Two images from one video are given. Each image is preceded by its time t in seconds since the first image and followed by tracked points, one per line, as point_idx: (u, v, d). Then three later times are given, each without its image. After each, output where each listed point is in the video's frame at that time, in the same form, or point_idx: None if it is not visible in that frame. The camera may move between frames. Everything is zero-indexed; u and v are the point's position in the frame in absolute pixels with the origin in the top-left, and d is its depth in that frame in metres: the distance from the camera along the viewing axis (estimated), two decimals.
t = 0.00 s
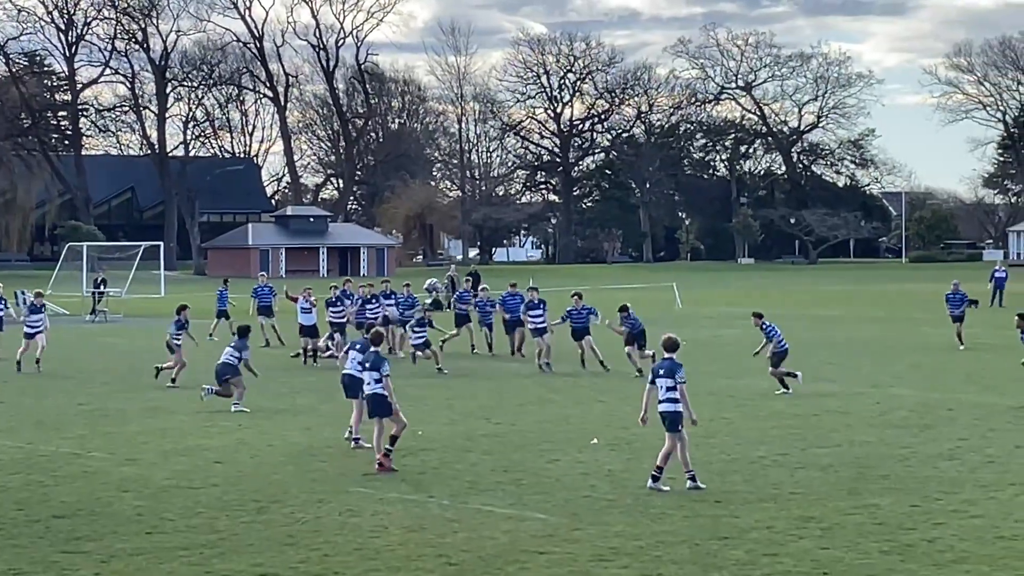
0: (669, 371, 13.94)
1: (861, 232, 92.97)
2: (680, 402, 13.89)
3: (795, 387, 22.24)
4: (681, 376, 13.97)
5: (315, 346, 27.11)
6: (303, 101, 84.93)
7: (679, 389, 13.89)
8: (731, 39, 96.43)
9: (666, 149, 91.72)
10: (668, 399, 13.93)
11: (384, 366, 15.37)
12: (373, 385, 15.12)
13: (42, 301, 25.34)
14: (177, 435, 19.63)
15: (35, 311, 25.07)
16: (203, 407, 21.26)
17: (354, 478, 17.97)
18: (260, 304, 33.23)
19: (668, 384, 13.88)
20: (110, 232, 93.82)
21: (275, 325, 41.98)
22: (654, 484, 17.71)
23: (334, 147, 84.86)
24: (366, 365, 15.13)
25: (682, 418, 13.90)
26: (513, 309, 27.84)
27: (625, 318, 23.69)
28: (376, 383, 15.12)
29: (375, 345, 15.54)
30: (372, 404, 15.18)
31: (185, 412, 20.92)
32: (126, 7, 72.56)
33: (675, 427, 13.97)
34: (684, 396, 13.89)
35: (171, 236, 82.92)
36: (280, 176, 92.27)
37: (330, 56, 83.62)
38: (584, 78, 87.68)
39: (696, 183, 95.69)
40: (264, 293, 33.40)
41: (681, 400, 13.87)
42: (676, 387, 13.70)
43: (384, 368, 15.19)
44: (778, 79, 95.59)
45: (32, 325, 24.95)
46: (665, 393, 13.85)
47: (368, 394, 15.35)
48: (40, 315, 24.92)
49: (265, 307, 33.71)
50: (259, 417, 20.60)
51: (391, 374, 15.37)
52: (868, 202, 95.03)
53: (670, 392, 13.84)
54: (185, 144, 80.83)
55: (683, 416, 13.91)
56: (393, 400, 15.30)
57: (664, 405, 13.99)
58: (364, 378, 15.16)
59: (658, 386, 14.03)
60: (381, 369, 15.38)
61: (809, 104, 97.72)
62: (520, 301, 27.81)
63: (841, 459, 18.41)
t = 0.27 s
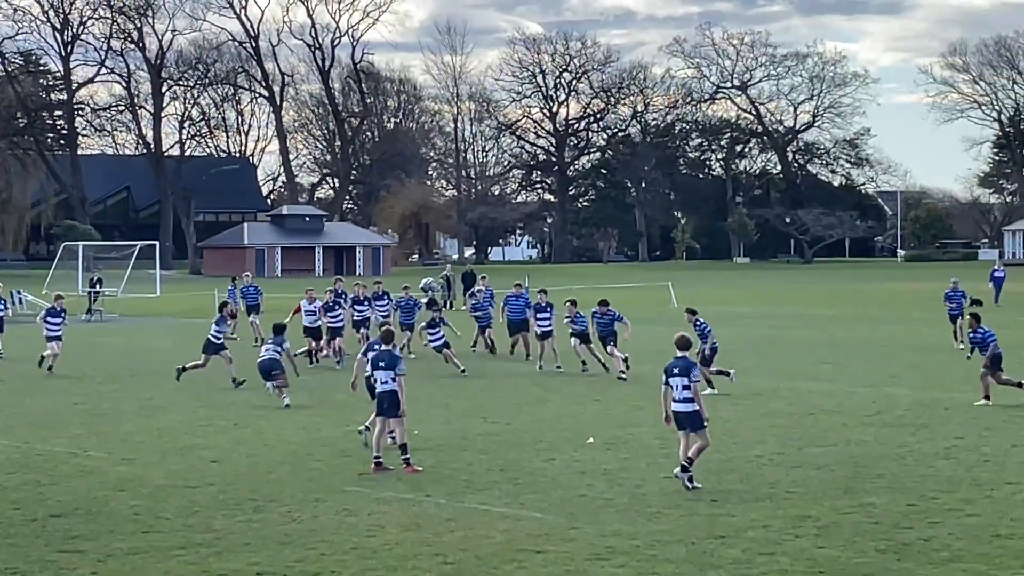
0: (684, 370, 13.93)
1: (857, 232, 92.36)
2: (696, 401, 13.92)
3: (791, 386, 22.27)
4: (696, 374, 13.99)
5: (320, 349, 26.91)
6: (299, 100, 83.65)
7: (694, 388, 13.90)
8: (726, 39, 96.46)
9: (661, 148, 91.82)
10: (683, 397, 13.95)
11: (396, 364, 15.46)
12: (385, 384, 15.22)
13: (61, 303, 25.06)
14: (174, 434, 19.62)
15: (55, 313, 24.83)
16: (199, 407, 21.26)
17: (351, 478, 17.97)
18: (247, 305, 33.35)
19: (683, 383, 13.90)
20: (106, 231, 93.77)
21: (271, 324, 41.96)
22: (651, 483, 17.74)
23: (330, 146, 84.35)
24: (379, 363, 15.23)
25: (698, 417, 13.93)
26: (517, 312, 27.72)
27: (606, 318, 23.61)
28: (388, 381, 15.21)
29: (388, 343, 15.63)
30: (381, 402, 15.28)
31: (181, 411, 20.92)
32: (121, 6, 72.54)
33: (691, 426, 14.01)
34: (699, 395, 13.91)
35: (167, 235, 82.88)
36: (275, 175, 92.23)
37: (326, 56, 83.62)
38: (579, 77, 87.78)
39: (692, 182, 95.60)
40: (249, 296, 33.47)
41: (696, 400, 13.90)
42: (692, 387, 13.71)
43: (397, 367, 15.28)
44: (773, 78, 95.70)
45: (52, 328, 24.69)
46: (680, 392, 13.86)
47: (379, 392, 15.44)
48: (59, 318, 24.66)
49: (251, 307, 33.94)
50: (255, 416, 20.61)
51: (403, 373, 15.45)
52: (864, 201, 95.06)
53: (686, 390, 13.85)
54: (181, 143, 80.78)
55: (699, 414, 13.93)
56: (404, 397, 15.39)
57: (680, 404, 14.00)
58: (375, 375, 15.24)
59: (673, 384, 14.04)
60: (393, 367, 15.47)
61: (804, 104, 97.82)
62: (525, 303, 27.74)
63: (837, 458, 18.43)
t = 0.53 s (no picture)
0: (700, 369, 13.90)
1: (855, 229, 93.15)
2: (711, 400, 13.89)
3: (790, 384, 22.28)
4: (711, 375, 13.95)
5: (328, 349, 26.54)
6: (299, 99, 83.24)
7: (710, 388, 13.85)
8: (725, 36, 96.47)
9: (660, 147, 91.95)
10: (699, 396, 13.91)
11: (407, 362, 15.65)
12: (396, 381, 15.42)
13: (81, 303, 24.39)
14: (174, 433, 19.62)
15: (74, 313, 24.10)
16: (199, 405, 21.26)
17: (351, 476, 17.97)
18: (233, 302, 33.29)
19: (698, 382, 13.84)
20: (104, 230, 93.75)
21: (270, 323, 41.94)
22: (650, 481, 17.76)
23: (329, 144, 83.66)
24: (390, 361, 15.41)
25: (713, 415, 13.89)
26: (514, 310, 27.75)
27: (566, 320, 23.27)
28: (398, 380, 15.39)
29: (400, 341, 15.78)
30: (393, 399, 15.46)
31: (181, 409, 20.92)
32: (121, 4, 72.45)
33: (703, 423, 13.98)
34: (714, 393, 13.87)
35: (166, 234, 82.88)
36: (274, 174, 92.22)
37: (325, 54, 83.54)
38: (579, 75, 87.74)
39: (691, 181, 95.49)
40: (236, 294, 33.53)
41: (710, 398, 13.88)
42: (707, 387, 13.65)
43: (409, 365, 15.49)
44: (772, 76, 95.70)
45: (74, 327, 24.00)
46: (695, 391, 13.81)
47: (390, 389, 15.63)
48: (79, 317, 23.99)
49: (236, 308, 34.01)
50: (255, 415, 20.59)
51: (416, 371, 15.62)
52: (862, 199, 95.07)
53: (701, 388, 13.78)
54: (180, 142, 80.72)
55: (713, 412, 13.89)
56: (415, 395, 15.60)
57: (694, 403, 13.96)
58: (386, 374, 15.43)
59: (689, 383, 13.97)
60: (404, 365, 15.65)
61: (803, 102, 97.81)
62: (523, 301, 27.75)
63: (836, 456, 18.43)
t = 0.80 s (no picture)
0: (710, 366, 14.05)
1: (854, 227, 93.07)
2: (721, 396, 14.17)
3: (789, 382, 22.27)
4: (721, 371, 14.12)
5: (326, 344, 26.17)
6: (296, 96, 84.42)
7: (719, 384, 14.11)
8: (723, 34, 96.53)
9: (659, 144, 92.03)
10: (709, 391, 14.16)
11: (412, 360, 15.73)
12: (400, 379, 15.49)
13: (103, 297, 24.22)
14: (172, 430, 19.61)
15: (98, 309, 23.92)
16: (198, 402, 21.27)
17: (349, 474, 17.96)
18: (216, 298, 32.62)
19: (708, 379, 14.05)
20: (102, 227, 93.76)
21: (268, 322, 41.89)
22: (649, 478, 17.78)
23: (327, 141, 84.87)
24: (396, 358, 15.46)
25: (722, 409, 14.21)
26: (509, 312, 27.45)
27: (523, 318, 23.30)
28: (402, 378, 15.48)
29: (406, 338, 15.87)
30: (396, 397, 15.53)
31: (179, 407, 20.92)
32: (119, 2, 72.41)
33: (711, 420, 14.20)
34: (724, 389, 14.15)
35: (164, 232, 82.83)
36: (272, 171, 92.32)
37: (324, 52, 83.57)
38: (577, 73, 87.77)
39: (691, 178, 95.62)
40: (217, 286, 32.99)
41: (721, 394, 14.18)
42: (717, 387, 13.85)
43: (415, 363, 15.56)
44: (770, 74, 95.80)
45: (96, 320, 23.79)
46: (705, 388, 14.05)
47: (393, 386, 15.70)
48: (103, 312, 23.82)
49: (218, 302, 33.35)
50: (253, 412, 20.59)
51: (420, 367, 15.70)
52: (860, 197, 95.10)
53: (711, 386, 13.98)
54: (178, 140, 80.70)
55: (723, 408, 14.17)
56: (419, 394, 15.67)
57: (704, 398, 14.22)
58: (391, 372, 15.52)
59: (698, 377, 14.18)
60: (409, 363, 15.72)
61: (801, 99, 97.87)
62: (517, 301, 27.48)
63: (835, 453, 18.44)
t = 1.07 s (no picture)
0: (708, 364, 14.01)
1: (849, 223, 91.88)
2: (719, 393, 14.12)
3: (784, 378, 22.25)
4: (721, 369, 14.10)
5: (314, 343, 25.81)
6: (291, 93, 84.74)
7: (718, 381, 14.06)
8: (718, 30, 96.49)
9: (653, 140, 92.00)
10: (707, 389, 14.12)
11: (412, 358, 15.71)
12: (396, 376, 15.49)
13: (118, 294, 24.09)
14: (167, 427, 19.61)
15: (113, 305, 23.72)
16: (193, 400, 21.26)
17: (343, 471, 17.96)
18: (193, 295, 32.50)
19: (706, 376, 14.00)
20: (97, 225, 93.70)
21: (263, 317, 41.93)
22: (644, 475, 17.79)
23: (322, 139, 85.06)
24: (394, 356, 15.47)
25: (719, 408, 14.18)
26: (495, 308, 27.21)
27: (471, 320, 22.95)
28: (399, 375, 15.49)
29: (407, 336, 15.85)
30: (393, 395, 15.52)
31: (175, 404, 20.90)
32: None
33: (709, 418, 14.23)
34: (723, 386, 14.10)
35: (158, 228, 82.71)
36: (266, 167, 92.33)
37: (318, 49, 83.61)
38: (572, 69, 87.77)
39: (685, 175, 94.45)
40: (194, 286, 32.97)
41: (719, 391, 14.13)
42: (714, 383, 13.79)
43: (412, 361, 15.54)
44: (765, 71, 95.83)
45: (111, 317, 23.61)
46: (702, 384, 14.01)
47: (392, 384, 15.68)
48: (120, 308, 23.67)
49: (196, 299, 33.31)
50: (249, 409, 20.58)
51: (418, 365, 15.70)
52: (855, 193, 95.06)
53: (711, 382, 13.98)
54: (173, 137, 80.69)
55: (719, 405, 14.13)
56: (418, 392, 15.63)
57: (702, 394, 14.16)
58: (389, 368, 15.54)
59: (698, 374, 14.13)
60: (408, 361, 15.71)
61: (796, 95, 97.85)
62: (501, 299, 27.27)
63: (830, 450, 18.45)
